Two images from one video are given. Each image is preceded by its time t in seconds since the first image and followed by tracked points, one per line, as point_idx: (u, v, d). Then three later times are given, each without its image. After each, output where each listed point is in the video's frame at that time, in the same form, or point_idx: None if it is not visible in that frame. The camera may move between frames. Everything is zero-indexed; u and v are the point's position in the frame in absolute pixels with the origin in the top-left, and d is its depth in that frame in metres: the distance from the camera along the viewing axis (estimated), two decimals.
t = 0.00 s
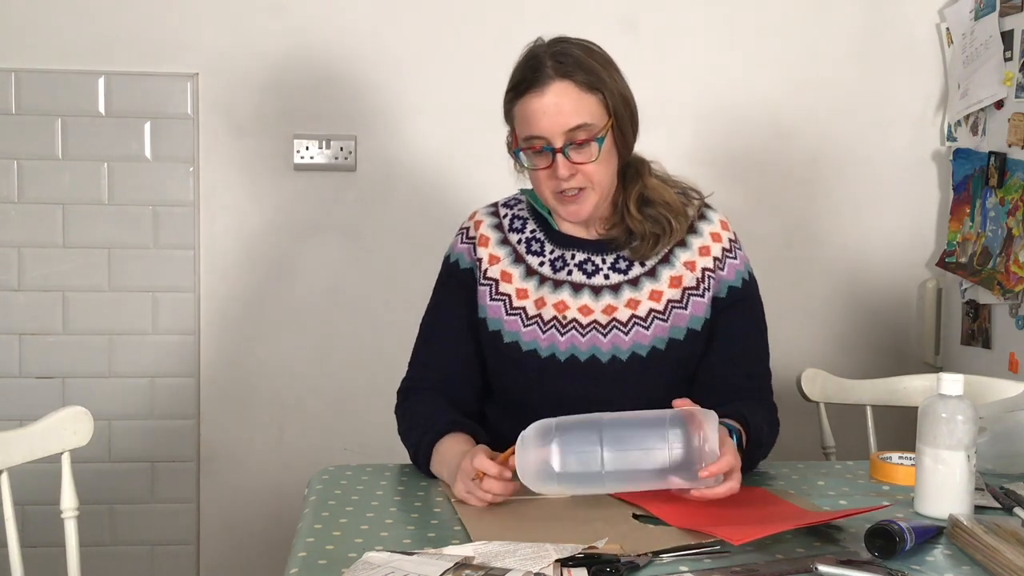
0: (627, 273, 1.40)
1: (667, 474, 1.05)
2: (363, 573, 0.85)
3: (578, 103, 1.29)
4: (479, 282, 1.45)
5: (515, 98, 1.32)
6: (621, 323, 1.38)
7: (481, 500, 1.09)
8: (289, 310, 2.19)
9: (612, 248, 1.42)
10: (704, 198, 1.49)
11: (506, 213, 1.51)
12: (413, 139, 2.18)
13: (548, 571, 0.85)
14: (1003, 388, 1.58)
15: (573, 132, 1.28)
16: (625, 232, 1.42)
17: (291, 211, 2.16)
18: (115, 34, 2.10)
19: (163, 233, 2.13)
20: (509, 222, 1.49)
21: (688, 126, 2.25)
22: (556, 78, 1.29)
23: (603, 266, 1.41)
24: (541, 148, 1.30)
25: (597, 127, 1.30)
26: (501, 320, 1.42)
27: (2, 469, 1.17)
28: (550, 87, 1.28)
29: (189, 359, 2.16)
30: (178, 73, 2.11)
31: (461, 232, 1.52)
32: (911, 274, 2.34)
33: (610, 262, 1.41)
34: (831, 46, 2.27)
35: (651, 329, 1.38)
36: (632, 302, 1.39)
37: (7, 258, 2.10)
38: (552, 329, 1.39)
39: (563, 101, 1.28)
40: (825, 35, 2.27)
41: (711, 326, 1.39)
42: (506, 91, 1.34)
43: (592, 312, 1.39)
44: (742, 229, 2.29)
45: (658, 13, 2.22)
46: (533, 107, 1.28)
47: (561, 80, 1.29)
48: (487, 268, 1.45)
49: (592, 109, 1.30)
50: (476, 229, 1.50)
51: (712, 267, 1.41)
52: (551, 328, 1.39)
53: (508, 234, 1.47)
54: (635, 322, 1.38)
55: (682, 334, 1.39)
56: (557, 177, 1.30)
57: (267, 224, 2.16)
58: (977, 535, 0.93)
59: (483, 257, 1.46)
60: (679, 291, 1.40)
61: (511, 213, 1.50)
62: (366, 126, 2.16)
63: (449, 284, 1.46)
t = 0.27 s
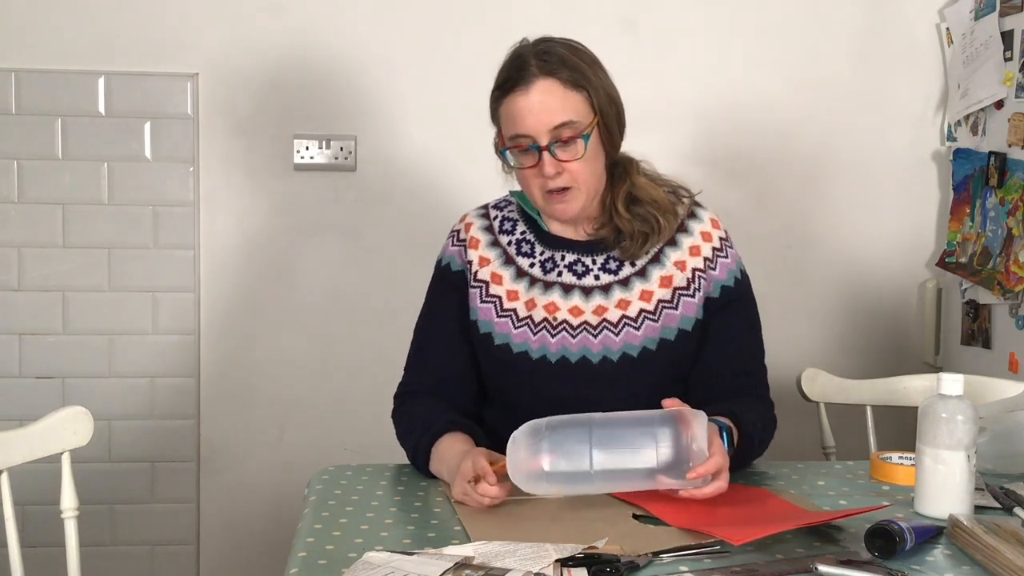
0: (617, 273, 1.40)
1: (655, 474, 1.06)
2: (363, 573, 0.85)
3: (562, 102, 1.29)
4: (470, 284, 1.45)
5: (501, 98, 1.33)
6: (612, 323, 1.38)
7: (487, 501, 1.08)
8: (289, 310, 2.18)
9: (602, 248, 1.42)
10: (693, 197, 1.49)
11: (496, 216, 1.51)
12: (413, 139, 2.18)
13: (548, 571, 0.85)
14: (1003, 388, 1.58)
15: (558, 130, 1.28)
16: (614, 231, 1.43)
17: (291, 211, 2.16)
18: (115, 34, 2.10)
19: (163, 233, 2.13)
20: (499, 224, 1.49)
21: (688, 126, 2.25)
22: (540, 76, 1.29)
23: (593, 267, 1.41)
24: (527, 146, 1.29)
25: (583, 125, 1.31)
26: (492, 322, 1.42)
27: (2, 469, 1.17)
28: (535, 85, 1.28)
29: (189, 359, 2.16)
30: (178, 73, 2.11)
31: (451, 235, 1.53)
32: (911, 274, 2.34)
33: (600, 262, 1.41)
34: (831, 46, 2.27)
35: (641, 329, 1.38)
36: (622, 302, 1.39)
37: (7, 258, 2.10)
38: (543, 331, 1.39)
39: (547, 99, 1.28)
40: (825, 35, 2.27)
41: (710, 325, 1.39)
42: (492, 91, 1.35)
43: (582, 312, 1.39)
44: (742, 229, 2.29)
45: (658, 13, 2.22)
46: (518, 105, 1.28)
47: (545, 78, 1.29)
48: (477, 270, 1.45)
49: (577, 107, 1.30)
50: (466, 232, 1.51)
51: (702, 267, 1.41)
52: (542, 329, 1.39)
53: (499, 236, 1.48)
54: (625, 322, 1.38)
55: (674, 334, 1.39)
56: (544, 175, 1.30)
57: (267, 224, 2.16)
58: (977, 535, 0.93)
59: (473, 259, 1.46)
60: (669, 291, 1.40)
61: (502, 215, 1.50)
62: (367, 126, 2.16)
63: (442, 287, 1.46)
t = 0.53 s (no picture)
0: (611, 273, 1.40)
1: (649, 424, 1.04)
2: (363, 573, 0.85)
3: (555, 96, 1.29)
4: (463, 286, 1.46)
5: (495, 93, 1.33)
6: (606, 323, 1.38)
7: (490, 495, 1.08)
8: (289, 310, 2.18)
9: (596, 247, 1.42)
10: (687, 196, 1.49)
11: (489, 217, 1.51)
12: (414, 139, 2.18)
13: (548, 571, 0.85)
14: (1003, 388, 1.58)
15: (552, 124, 1.29)
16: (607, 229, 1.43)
17: (291, 211, 2.16)
18: (115, 34, 2.10)
19: (163, 233, 2.13)
20: (492, 226, 1.50)
21: (688, 126, 2.25)
22: (534, 71, 1.30)
23: (586, 267, 1.41)
24: (521, 141, 1.30)
25: (577, 120, 1.31)
26: (486, 323, 1.42)
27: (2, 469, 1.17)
28: (529, 80, 1.29)
29: (189, 359, 2.16)
30: (178, 73, 2.11)
31: (444, 237, 1.53)
32: (911, 274, 2.34)
33: (594, 261, 1.41)
34: (831, 45, 2.27)
35: (635, 328, 1.38)
36: (615, 301, 1.39)
37: (7, 258, 2.10)
38: (537, 331, 1.39)
39: (541, 93, 1.28)
40: (825, 35, 2.27)
41: (708, 323, 1.39)
42: (487, 88, 1.36)
43: (576, 312, 1.39)
44: (742, 229, 2.29)
45: (657, 13, 2.22)
46: (512, 101, 1.28)
47: (540, 73, 1.30)
48: (470, 271, 1.46)
49: (571, 102, 1.31)
50: (458, 233, 1.51)
51: (696, 266, 1.41)
52: (536, 329, 1.39)
53: (492, 237, 1.48)
54: (619, 321, 1.38)
55: (668, 332, 1.39)
56: (538, 169, 1.30)
57: (267, 224, 2.16)
58: (977, 535, 0.93)
59: (466, 261, 1.47)
60: (663, 290, 1.40)
61: (495, 216, 1.51)
62: (367, 126, 2.16)
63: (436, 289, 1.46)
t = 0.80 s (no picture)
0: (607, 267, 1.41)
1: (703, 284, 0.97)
2: (363, 573, 0.85)
3: (577, 77, 1.34)
4: (461, 285, 1.47)
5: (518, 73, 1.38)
6: (603, 317, 1.38)
7: (502, 489, 1.08)
8: (289, 310, 2.18)
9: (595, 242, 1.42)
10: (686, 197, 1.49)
11: (487, 216, 1.53)
12: (414, 139, 2.18)
13: (548, 571, 0.85)
14: (1004, 388, 1.58)
15: (573, 102, 1.32)
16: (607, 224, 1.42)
17: (291, 210, 2.16)
18: (115, 34, 2.10)
19: (164, 233, 2.13)
20: (490, 225, 1.51)
21: (688, 126, 2.25)
22: (559, 52, 1.35)
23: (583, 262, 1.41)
24: (540, 117, 1.32)
25: (595, 103, 1.35)
26: (484, 321, 1.42)
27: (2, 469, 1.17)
28: (554, 58, 1.34)
29: (189, 359, 2.16)
30: (178, 73, 2.11)
31: (443, 238, 1.55)
32: (911, 274, 2.34)
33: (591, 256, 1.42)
34: (831, 45, 2.27)
35: (633, 322, 1.38)
36: (612, 296, 1.39)
37: (7, 258, 2.11)
38: (534, 328, 1.40)
39: (564, 72, 1.33)
40: (825, 35, 2.27)
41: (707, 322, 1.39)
42: (508, 70, 1.40)
43: (574, 308, 1.39)
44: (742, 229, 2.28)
45: (657, 13, 2.22)
46: (535, 77, 1.33)
47: (564, 55, 1.35)
48: (468, 270, 1.47)
49: (590, 86, 1.35)
50: (456, 233, 1.52)
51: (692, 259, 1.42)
52: (534, 325, 1.40)
53: (489, 236, 1.49)
54: (616, 316, 1.38)
55: (663, 323, 1.38)
56: (554, 144, 1.31)
57: (267, 224, 2.16)
58: (977, 535, 0.93)
59: (463, 260, 1.48)
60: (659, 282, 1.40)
61: (493, 215, 1.52)
62: (367, 126, 2.16)
63: (434, 290, 1.47)
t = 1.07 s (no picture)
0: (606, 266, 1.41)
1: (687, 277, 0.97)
2: (363, 573, 0.85)
3: (591, 72, 1.35)
4: (462, 283, 1.47)
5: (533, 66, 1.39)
6: (602, 317, 1.39)
7: (505, 484, 1.08)
8: (289, 310, 2.18)
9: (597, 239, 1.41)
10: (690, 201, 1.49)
11: (490, 216, 1.53)
12: (414, 139, 2.18)
13: (548, 571, 0.85)
14: (1003, 388, 1.58)
15: (586, 95, 1.34)
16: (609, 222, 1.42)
17: (290, 211, 2.16)
18: (115, 34, 2.10)
19: (164, 233, 2.13)
20: (492, 224, 1.51)
21: (688, 126, 2.25)
22: (576, 49, 1.37)
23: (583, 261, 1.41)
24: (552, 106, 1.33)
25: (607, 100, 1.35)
26: (484, 320, 1.43)
27: (2, 469, 1.17)
28: (571, 53, 1.36)
29: (189, 359, 2.16)
30: (178, 73, 2.11)
31: (445, 237, 1.55)
32: (911, 274, 2.34)
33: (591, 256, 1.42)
34: (831, 45, 2.27)
35: (631, 321, 1.38)
36: (611, 296, 1.40)
37: (7, 258, 2.10)
38: (534, 326, 1.40)
39: (580, 66, 1.35)
40: (825, 35, 2.27)
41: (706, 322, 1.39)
42: (524, 64, 1.42)
43: (573, 307, 1.40)
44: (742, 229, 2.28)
45: (657, 13, 2.22)
46: (550, 70, 1.35)
47: (581, 52, 1.37)
48: (469, 269, 1.47)
49: (604, 85, 1.36)
50: (459, 233, 1.53)
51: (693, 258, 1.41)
52: (534, 324, 1.40)
53: (491, 235, 1.49)
54: (615, 315, 1.39)
55: (661, 322, 1.38)
56: (563, 133, 1.31)
57: (267, 224, 2.16)
58: (977, 536, 0.93)
59: (465, 259, 1.48)
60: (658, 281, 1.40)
61: (495, 215, 1.52)
62: (366, 126, 2.16)
63: (435, 289, 1.48)
